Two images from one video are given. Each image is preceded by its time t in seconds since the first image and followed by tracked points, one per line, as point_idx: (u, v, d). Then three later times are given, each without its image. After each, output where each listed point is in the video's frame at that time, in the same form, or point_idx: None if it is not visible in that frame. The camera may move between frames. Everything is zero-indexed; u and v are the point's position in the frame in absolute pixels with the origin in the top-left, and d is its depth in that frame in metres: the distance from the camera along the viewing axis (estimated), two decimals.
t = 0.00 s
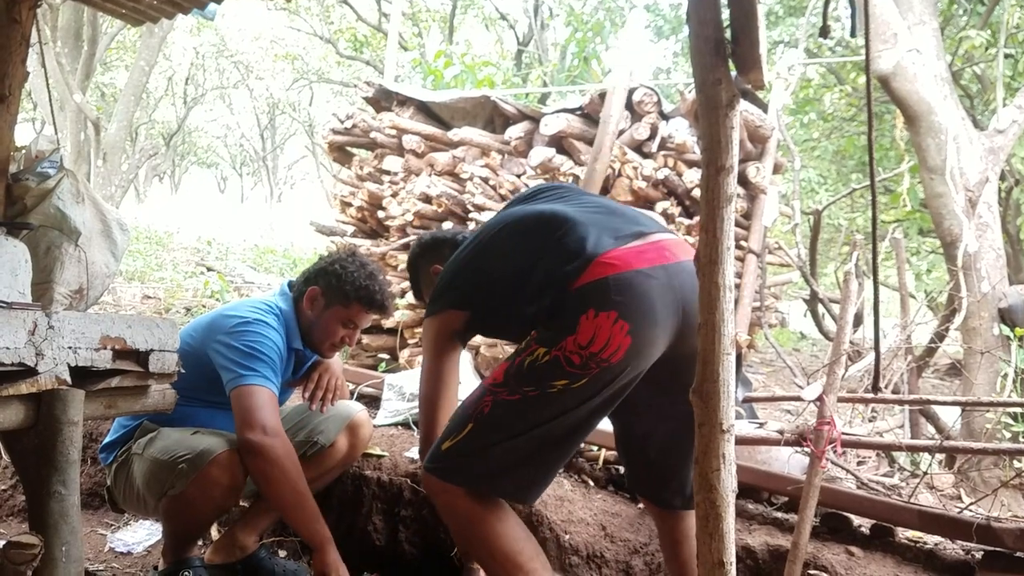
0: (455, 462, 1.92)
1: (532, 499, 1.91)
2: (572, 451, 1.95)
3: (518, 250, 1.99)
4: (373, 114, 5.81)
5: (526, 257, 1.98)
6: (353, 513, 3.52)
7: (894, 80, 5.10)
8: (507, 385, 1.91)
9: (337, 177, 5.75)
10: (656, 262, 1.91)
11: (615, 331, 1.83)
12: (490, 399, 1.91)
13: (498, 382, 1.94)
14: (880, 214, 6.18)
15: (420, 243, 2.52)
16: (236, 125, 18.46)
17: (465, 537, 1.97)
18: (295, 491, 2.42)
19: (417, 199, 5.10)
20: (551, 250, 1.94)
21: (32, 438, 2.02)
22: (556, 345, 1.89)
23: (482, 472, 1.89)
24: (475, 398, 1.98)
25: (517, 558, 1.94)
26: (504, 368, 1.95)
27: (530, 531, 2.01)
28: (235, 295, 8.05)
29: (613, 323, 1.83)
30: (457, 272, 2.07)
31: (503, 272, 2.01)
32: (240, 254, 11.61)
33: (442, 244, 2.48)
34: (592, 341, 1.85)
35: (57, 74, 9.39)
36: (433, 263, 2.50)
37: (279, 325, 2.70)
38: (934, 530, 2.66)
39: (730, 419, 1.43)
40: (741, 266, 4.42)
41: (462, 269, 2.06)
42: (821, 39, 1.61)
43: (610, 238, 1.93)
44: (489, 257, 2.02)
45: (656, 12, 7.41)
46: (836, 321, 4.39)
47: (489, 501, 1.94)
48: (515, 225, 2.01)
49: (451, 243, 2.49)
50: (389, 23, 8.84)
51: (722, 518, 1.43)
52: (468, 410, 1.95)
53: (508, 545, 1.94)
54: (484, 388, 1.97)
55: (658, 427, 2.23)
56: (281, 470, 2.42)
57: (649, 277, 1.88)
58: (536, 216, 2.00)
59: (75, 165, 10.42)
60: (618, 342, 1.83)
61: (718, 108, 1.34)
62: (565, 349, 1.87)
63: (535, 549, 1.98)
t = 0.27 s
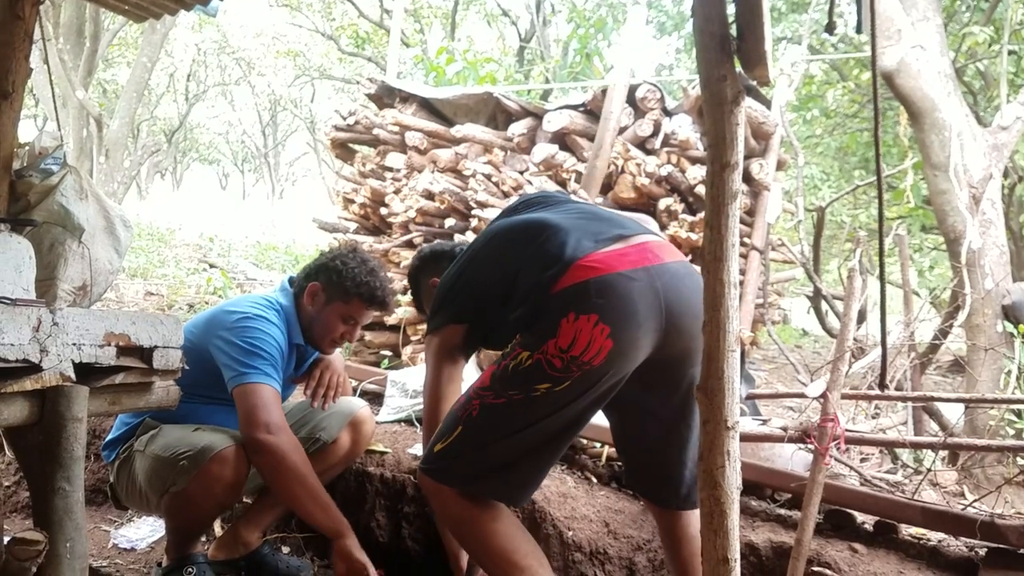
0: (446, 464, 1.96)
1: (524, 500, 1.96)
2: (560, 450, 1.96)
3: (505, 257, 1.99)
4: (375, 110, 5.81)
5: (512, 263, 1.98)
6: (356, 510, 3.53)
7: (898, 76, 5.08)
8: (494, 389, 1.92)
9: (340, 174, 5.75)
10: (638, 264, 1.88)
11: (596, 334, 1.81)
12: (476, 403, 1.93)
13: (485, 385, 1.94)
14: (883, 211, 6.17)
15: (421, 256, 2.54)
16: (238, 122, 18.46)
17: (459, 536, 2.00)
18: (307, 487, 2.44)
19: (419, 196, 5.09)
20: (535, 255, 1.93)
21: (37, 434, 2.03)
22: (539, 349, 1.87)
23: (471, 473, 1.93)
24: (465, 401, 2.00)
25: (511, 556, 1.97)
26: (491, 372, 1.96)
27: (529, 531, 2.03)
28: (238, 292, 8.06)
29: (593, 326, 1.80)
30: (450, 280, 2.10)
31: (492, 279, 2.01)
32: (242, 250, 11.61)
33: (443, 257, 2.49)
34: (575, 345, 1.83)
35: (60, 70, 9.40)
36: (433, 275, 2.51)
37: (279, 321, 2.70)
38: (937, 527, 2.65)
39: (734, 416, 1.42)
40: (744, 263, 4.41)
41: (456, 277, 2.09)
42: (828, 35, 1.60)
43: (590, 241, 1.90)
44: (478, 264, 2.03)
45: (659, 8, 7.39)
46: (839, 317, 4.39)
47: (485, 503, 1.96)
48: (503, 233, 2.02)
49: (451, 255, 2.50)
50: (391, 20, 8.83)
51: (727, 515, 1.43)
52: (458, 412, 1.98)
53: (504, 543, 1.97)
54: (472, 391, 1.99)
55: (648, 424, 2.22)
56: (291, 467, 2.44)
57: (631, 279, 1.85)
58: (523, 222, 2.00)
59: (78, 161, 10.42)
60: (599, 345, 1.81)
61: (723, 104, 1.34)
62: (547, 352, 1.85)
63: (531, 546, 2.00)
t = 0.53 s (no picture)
0: (445, 463, 1.95)
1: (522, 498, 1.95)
2: (558, 449, 1.96)
3: (501, 256, 1.99)
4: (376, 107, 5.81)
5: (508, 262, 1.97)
6: (357, 507, 3.53)
7: (899, 73, 5.08)
8: (492, 386, 1.92)
9: (341, 171, 5.75)
10: (634, 260, 1.88)
11: (594, 331, 1.81)
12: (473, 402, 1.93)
13: (483, 383, 1.95)
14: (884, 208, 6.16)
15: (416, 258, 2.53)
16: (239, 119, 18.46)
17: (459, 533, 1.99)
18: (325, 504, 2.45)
19: (420, 193, 5.09)
20: (531, 253, 1.93)
21: (38, 431, 2.03)
22: (537, 346, 1.88)
23: (469, 472, 1.93)
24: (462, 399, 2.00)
25: (512, 556, 1.96)
26: (489, 370, 1.96)
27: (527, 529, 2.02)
28: (239, 289, 8.06)
29: (591, 323, 1.81)
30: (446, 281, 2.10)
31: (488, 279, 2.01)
32: (243, 247, 11.62)
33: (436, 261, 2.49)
34: (573, 342, 1.83)
35: (62, 67, 9.41)
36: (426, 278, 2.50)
37: (279, 319, 2.70)
38: (938, 524, 2.65)
39: (734, 413, 1.42)
40: (745, 260, 4.41)
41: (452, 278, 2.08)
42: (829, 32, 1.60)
43: (585, 239, 1.90)
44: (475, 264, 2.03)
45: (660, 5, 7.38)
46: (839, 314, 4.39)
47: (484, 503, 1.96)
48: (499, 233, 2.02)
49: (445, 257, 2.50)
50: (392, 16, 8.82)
51: (727, 512, 1.42)
52: (456, 411, 1.98)
53: (503, 542, 1.96)
54: (470, 390, 1.99)
55: (646, 421, 2.23)
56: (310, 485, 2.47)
57: (628, 275, 1.85)
58: (519, 221, 2.00)
59: (80, 158, 10.44)
60: (597, 342, 1.81)
61: (724, 101, 1.33)
62: (545, 350, 1.85)
63: (530, 544, 2.00)
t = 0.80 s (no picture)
0: (450, 458, 1.96)
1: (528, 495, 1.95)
2: (562, 446, 1.96)
3: (505, 251, 1.98)
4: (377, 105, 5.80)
5: (513, 257, 1.97)
6: (358, 504, 3.53)
7: (901, 70, 5.07)
8: (497, 382, 1.94)
9: (342, 169, 5.75)
10: (642, 259, 1.90)
11: (600, 327, 1.83)
12: (480, 397, 1.94)
13: (489, 379, 1.96)
14: (886, 205, 6.16)
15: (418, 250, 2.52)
16: (240, 117, 18.47)
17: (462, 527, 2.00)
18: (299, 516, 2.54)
19: (421, 190, 5.09)
20: (538, 248, 1.93)
21: (40, 428, 2.03)
22: (542, 343, 1.89)
23: (474, 468, 1.94)
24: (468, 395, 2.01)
25: (513, 550, 1.98)
26: (494, 366, 1.98)
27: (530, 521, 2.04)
28: (240, 286, 8.06)
29: (597, 321, 1.83)
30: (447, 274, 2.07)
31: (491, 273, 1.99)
32: (245, 245, 11.63)
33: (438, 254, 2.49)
34: (579, 338, 1.85)
35: (63, 64, 9.39)
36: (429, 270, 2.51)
37: (280, 318, 2.70)
38: (941, 522, 2.65)
39: (736, 411, 1.42)
40: (746, 257, 4.41)
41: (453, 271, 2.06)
42: (832, 29, 1.59)
43: (593, 236, 1.91)
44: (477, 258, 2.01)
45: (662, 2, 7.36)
46: (841, 311, 4.38)
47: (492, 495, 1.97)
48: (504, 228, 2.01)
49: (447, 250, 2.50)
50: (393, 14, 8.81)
51: (729, 510, 1.43)
52: (461, 406, 1.99)
53: (507, 537, 1.97)
54: (475, 386, 2.00)
55: (650, 420, 2.23)
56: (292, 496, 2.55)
57: (634, 273, 1.87)
58: (524, 217, 2.00)
59: (81, 157, 10.43)
60: (602, 339, 1.83)
61: (726, 98, 1.33)
62: (551, 346, 1.87)
63: (535, 539, 2.01)
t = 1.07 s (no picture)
0: (459, 451, 2.00)
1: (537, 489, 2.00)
2: (571, 441, 2.01)
3: (518, 246, 1.97)
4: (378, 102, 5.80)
5: (526, 253, 1.96)
6: (358, 501, 3.54)
7: (902, 67, 5.05)
8: (508, 378, 1.97)
9: (343, 166, 5.75)
10: (656, 259, 1.92)
11: (613, 326, 1.86)
12: (491, 392, 1.98)
13: (499, 374, 1.99)
14: (888, 203, 6.16)
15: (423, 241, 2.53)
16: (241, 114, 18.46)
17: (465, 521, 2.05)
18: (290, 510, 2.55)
19: (422, 188, 5.09)
20: (552, 245, 1.93)
21: (40, 425, 2.03)
22: (554, 341, 1.92)
23: (483, 462, 1.98)
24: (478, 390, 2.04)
25: (514, 546, 2.01)
26: (505, 362, 2.01)
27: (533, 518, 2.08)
28: (241, 284, 8.07)
29: (612, 320, 1.85)
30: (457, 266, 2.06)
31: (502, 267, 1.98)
32: (245, 243, 11.62)
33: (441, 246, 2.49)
34: (591, 336, 1.88)
35: (63, 62, 9.39)
36: (434, 260, 2.50)
37: (280, 315, 2.70)
38: (941, 519, 2.65)
39: (736, 408, 1.42)
40: (747, 255, 4.40)
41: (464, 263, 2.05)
42: (832, 26, 1.59)
43: (608, 235, 1.92)
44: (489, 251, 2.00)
45: None
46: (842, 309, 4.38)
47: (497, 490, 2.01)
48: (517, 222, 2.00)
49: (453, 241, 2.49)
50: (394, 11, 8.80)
51: (728, 507, 1.42)
52: (471, 401, 2.02)
53: (512, 534, 2.01)
54: (485, 380, 2.03)
55: (660, 420, 2.24)
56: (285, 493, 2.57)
57: (649, 273, 1.89)
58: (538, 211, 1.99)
59: (81, 154, 10.43)
60: (615, 338, 1.86)
61: (726, 95, 1.33)
62: (563, 344, 1.90)
63: (538, 536, 2.05)
